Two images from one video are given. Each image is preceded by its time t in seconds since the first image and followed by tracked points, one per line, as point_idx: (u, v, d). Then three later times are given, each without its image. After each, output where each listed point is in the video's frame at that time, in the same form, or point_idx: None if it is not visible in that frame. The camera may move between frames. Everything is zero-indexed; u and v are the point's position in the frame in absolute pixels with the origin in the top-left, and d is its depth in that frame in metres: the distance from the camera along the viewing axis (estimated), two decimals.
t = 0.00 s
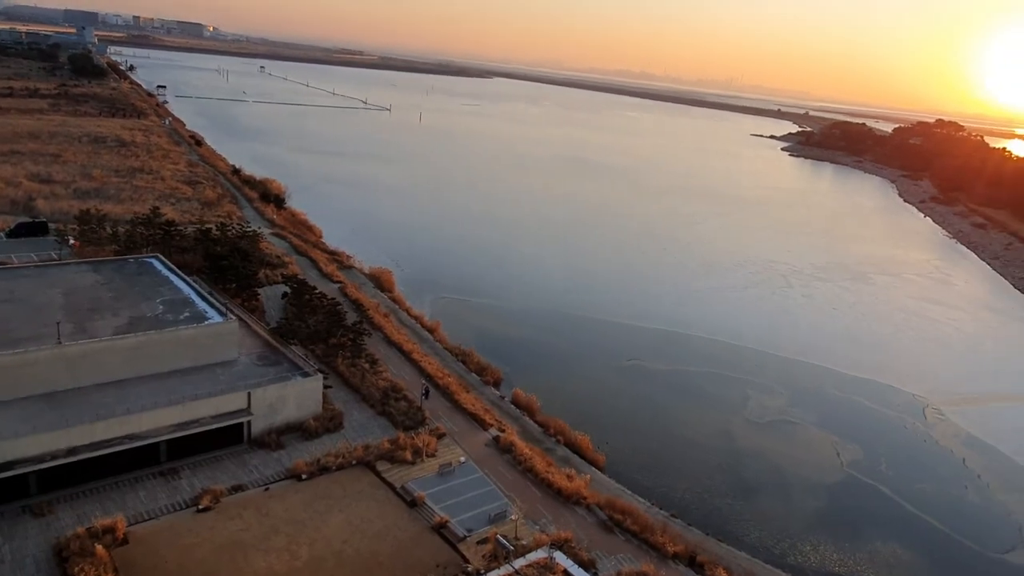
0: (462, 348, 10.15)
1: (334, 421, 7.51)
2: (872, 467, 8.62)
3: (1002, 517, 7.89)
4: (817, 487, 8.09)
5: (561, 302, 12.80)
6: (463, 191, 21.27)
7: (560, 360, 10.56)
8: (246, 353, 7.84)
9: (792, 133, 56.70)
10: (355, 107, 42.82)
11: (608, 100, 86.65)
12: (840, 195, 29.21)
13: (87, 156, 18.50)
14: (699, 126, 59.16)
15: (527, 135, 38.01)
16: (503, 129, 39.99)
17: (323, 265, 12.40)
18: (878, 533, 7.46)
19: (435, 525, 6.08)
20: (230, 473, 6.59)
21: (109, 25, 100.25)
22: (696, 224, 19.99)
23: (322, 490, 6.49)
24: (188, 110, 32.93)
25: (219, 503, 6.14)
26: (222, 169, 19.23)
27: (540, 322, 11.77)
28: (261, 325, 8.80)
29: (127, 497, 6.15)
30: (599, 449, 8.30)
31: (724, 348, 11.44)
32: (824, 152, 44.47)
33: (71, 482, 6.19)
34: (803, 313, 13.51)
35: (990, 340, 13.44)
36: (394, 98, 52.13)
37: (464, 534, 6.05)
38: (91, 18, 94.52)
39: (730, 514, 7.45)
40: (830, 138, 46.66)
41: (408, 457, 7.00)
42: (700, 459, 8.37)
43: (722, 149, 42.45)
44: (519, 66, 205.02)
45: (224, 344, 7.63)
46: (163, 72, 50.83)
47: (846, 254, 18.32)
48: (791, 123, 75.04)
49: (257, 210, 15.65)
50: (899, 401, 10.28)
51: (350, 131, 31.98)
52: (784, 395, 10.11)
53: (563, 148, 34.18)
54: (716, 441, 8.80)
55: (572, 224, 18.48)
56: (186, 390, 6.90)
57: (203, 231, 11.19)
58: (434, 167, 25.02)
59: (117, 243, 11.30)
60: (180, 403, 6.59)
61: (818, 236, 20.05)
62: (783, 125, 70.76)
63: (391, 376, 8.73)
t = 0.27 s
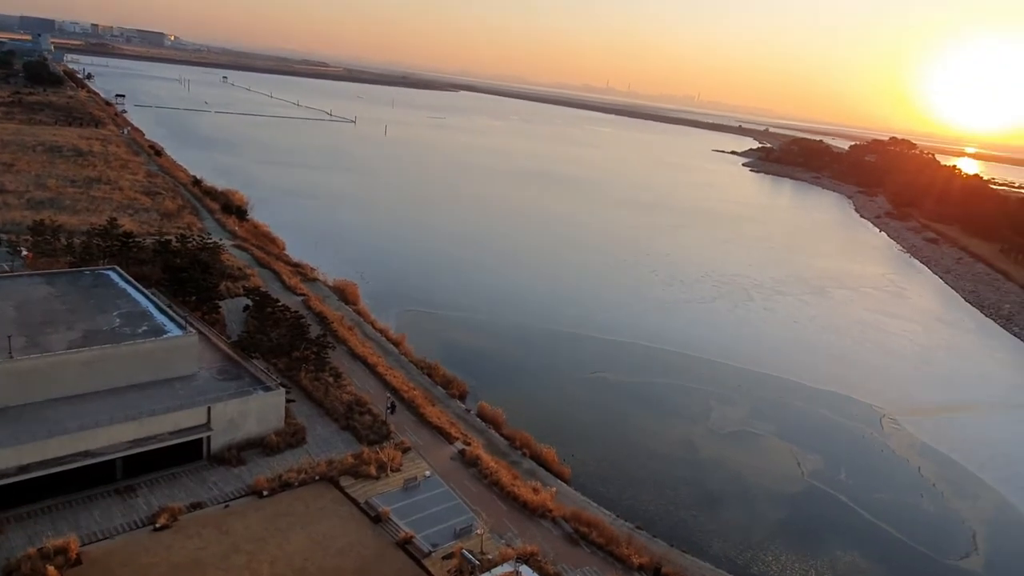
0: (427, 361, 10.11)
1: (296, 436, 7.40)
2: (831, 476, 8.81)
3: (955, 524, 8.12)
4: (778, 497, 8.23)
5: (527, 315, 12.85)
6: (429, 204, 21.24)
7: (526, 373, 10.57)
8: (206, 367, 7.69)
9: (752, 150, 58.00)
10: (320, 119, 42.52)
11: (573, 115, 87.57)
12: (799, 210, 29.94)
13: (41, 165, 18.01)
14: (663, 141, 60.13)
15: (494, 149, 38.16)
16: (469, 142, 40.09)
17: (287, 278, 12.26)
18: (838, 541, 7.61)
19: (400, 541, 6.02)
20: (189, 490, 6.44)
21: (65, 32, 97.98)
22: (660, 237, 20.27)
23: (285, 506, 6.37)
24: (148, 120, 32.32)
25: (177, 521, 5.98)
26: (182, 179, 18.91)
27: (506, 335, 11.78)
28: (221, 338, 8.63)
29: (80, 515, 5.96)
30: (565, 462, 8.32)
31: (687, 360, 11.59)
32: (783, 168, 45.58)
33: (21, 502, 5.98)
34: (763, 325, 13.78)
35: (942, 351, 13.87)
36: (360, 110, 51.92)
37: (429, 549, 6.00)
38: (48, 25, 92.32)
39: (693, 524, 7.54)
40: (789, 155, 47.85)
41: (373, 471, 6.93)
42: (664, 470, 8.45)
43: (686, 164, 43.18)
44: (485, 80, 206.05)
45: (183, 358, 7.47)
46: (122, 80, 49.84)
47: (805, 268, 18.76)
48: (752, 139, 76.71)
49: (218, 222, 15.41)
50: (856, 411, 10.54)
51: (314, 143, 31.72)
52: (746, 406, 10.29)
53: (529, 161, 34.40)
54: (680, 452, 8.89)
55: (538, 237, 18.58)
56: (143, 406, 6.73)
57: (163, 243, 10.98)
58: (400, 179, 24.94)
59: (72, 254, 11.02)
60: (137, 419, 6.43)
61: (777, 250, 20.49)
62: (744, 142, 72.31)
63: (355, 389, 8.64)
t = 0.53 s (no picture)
0: (407, 374, 10.06)
1: (273, 450, 7.32)
2: (809, 487, 8.88)
3: (930, 533, 8.23)
4: (757, 508, 8.29)
5: (507, 327, 12.87)
6: (409, 216, 21.20)
7: (506, 385, 10.56)
8: (182, 381, 7.59)
9: (730, 163, 58.76)
10: (299, 131, 42.37)
11: (553, 128, 88.16)
12: (775, 223, 30.35)
13: (13, 176, 17.72)
14: (642, 155, 60.71)
15: (474, 162, 38.26)
16: (450, 155, 40.15)
17: (265, 290, 12.15)
18: (816, 551, 7.67)
19: (379, 556, 5.96)
20: (164, 505, 6.33)
21: (40, 43, 96.83)
22: (639, 250, 20.41)
23: (262, 522, 6.29)
24: (124, 131, 31.96)
25: (151, 538, 5.88)
26: (159, 191, 18.71)
27: (487, 348, 11.77)
28: (198, 351, 8.53)
29: (51, 533, 5.83)
30: (545, 475, 8.31)
31: (667, 372, 11.67)
32: (760, 182, 46.22)
33: None
34: (741, 337, 13.91)
35: (916, 362, 14.11)
36: (340, 122, 51.80)
37: (409, 564, 5.95)
38: (21, 35, 91.13)
39: (674, 537, 7.56)
40: (765, 168, 48.54)
41: (351, 486, 6.87)
42: (644, 482, 8.48)
43: (664, 177, 43.60)
44: (466, 93, 206.96)
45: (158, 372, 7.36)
46: (97, 91, 49.32)
47: (782, 281, 19.00)
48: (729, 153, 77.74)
49: (195, 234, 15.26)
50: (833, 422, 10.66)
51: (293, 155, 31.56)
52: (725, 418, 10.37)
53: (509, 174, 34.52)
54: (660, 464, 8.93)
55: (518, 250, 18.65)
56: (117, 420, 6.62)
57: (138, 255, 10.85)
58: (380, 192, 24.89)
59: (45, 266, 10.84)
60: (109, 434, 6.32)
61: (755, 263, 20.74)
62: (722, 155, 73.24)
63: (334, 403, 8.57)
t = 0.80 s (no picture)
0: (397, 388, 10.02)
1: (262, 465, 7.26)
2: (800, 499, 8.89)
3: (920, 545, 8.25)
4: (748, 521, 8.29)
5: (498, 340, 12.85)
6: (399, 229, 21.20)
7: (497, 398, 10.54)
8: (170, 395, 7.53)
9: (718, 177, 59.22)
10: (290, 144, 42.36)
11: (543, 142, 88.59)
12: (764, 236, 30.57)
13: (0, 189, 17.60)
14: (632, 168, 61.08)
15: (465, 175, 38.37)
16: (440, 168, 40.24)
17: (254, 303, 12.10)
18: (808, 564, 7.67)
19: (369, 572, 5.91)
20: (151, 522, 6.26)
21: (28, 56, 96.55)
22: (629, 263, 20.50)
23: (250, 538, 6.22)
24: (113, 144, 31.85)
25: (138, 555, 5.80)
26: (148, 204, 18.63)
27: (477, 361, 11.75)
28: (186, 365, 8.47)
29: (35, 550, 5.74)
30: (536, 488, 8.28)
31: (657, 385, 11.68)
32: (748, 195, 46.58)
33: None
34: (731, 349, 13.96)
35: (905, 374, 14.20)
36: (330, 136, 51.84)
37: None
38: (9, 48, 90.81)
39: (665, 550, 7.54)
40: (754, 182, 48.93)
41: (341, 501, 6.81)
42: (636, 495, 8.46)
43: (654, 191, 43.86)
44: (456, 106, 207.77)
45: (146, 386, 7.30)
46: (86, 104, 49.19)
47: (771, 293, 19.11)
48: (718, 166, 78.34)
49: (184, 247, 15.19)
50: (823, 434, 10.69)
51: (283, 168, 31.53)
52: (715, 430, 10.38)
53: (500, 188, 34.63)
54: (652, 477, 8.91)
55: (509, 263, 18.67)
56: (104, 435, 6.56)
57: (126, 269, 10.79)
58: (370, 205, 24.89)
59: (31, 280, 10.75)
60: (96, 449, 6.25)
61: (744, 275, 20.85)
62: (711, 169, 73.77)
63: (324, 417, 8.52)
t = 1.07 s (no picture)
0: (394, 400, 9.98)
1: (257, 478, 7.22)
2: (798, 511, 8.87)
3: (918, 556, 8.22)
4: (747, 533, 8.25)
5: (494, 352, 12.84)
6: (395, 241, 21.20)
7: (493, 410, 10.51)
8: (165, 408, 7.49)
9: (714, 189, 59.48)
10: (286, 156, 42.41)
11: (539, 154, 88.93)
12: (759, 247, 30.67)
13: None
14: (627, 180, 61.32)
15: (461, 187, 38.44)
16: (436, 180, 40.33)
17: (250, 316, 12.07)
18: None
19: None
20: (144, 536, 6.20)
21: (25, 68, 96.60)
22: (625, 274, 20.53)
23: (245, 552, 6.17)
24: (108, 156, 31.84)
25: (131, 569, 5.74)
26: (143, 216, 18.61)
27: (473, 373, 11.72)
28: (181, 378, 8.43)
29: (27, 565, 5.68)
30: (533, 501, 8.24)
31: (654, 396, 11.67)
32: (743, 207, 46.77)
33: None
34: (727, 361, 13.97)
35: (901, 385, 14.22)
36: (326, 148, 51.93)
37: None
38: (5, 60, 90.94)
39: (663, 563, 7.50)
40: (748, 194, 49.17)
41: (336, 514, 6.77)
42: (633, 507, 8.43)
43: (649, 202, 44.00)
44: (453, 118, 208.48)
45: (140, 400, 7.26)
46: (82, 116, 49.20)
47: (767, 304, 19.14)
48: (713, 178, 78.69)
49: (179, 259, 15.17)
50: (820, 445, 10.70)
51: (279, 180, 31.56)
52: (712, 441, 10.37)
53: (495, 199, 34.70)
54: (649, 490, 8.88)
55: (505, 275, 18.68)
56: (97, 448, 6.51)
57: (121, 281, 10.77)
58: (366, 217, 24.90)
59: (26, 292, 10.72)
60: (89, 462, 6.20)
61: (739, 287, 20.90)
62: (706, 181, 74.07)
63: (320, 429, 8.48)
